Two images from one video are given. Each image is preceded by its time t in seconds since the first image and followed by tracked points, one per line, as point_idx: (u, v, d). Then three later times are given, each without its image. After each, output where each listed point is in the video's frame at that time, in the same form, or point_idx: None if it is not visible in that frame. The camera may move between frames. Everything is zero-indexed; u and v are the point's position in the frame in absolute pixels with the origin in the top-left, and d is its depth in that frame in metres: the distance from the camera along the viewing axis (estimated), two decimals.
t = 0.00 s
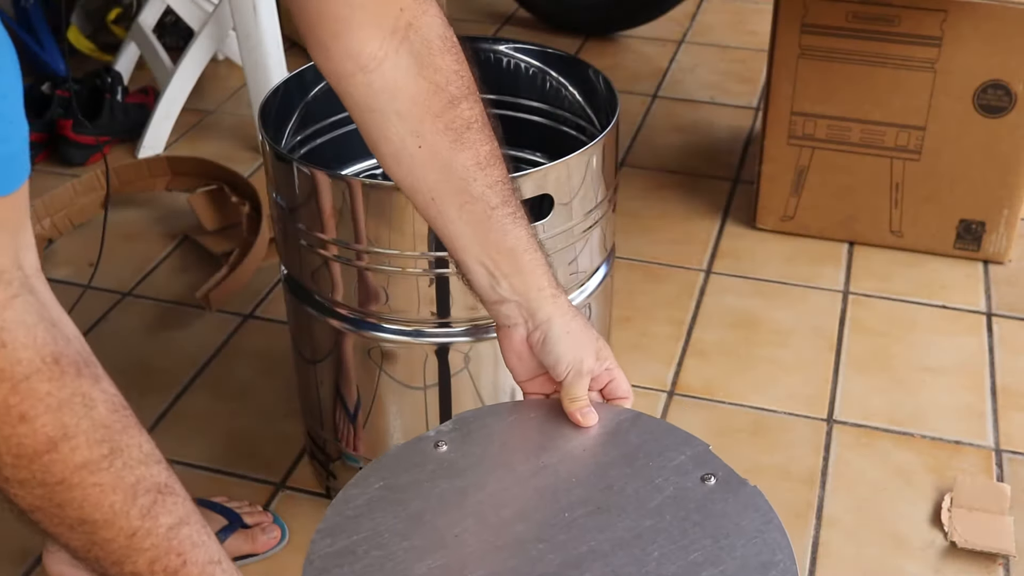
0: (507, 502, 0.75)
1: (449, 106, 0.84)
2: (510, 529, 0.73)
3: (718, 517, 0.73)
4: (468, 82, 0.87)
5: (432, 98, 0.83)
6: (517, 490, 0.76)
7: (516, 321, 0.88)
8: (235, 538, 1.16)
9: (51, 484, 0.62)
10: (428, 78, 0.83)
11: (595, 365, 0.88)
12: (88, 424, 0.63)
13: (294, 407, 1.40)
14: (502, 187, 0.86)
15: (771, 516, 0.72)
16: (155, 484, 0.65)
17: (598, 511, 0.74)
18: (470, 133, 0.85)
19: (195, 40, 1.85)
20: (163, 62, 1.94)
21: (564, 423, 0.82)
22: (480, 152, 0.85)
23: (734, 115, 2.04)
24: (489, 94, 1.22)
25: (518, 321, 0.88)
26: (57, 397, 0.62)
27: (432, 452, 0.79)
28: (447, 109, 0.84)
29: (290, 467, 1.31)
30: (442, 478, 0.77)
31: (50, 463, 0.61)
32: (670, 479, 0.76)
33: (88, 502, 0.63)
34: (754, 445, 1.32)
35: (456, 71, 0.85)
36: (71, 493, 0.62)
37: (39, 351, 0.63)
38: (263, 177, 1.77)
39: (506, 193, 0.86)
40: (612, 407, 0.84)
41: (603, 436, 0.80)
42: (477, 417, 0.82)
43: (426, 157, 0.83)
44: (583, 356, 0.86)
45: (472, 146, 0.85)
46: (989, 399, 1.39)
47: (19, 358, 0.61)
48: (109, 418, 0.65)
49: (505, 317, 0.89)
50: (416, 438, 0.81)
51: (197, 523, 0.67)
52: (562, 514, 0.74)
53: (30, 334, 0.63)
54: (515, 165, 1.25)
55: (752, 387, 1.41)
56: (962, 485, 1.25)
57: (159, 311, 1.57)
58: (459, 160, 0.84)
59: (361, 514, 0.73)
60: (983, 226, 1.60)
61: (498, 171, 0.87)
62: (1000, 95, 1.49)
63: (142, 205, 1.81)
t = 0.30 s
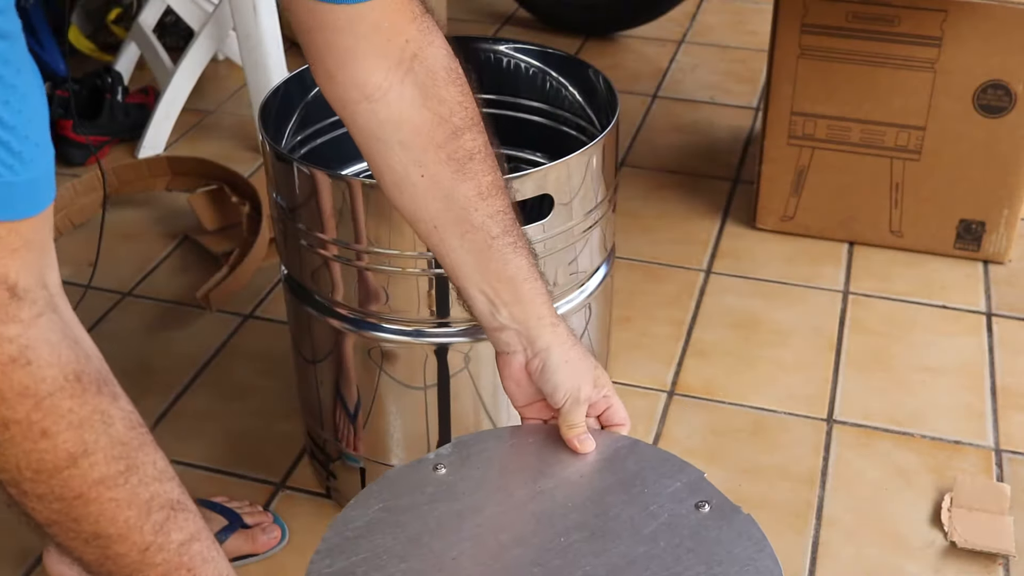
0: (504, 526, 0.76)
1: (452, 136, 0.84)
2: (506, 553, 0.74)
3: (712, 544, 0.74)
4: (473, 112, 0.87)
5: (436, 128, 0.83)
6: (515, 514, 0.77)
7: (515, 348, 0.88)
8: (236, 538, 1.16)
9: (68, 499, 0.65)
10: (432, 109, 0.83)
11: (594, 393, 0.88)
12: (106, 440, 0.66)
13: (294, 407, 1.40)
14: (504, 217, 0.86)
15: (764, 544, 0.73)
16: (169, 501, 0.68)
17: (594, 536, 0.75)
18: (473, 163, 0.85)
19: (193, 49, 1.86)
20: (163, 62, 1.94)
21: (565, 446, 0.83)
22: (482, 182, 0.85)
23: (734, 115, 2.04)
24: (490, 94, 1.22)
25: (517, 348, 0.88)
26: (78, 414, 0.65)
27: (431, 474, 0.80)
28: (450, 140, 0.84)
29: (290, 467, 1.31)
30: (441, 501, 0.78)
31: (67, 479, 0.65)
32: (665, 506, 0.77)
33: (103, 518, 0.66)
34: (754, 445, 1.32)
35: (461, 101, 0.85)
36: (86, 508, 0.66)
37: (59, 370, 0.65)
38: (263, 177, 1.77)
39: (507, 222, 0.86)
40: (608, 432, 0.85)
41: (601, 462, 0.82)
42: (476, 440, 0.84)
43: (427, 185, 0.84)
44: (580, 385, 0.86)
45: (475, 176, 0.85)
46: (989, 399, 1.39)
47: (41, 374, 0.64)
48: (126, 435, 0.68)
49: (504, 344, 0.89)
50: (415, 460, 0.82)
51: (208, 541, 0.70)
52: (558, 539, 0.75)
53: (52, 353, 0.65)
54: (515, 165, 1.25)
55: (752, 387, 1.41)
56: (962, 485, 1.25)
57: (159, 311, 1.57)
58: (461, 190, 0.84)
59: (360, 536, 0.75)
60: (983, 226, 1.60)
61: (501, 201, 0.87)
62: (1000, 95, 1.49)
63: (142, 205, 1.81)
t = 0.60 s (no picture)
0: (512, 532, 0.82)
1: (452, 129, 0.84)
2: (516, 558, 0.80)
3: (721, 551, 0.79)
4: (476, 108, 0.87)
5: (436, 120, 0.84)
6: (524, 522, 0.83)
7: (514, 348, 0.88)
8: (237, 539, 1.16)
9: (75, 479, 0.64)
10: (433, 101, 0.84)
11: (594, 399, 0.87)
12: (117, 419, 0.66)
13: (294, 407, 1.40)
14: (504, 214, 0.86)
15: (773, 553, 0.79)
16: (181, 484, 0.67)
17: (601, 544, 0.81)
18: (474, 157, 0.85)
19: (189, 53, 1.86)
20: (163, 62, 1.94)
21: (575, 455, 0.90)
22: (482, 178, 0.85)
23: (734, 115, 2.04)
24: (490, 94, 1.22)
25: (517, 348, 0.88)
26: (90, 392, 0.65)
27: (441, 482, 0.87)
28: (450, 133, 0.84)
29: (290, 466, 1.31)
30: (451, 508, 0.85)
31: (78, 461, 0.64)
32: (675, 514, 0.83)
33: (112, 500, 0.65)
34: (754, 445, 1.32)
35: (464, 96, 0.86)
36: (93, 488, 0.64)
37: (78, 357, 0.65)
38: (263, 178, 1.77)
39: (507, 219, 0.86)
40: (617, 442, 0.91)
41: (611, 472, 0.88)
42: (486, 450, 0.90)
43: (427, 178, 0.84)
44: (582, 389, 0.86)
45: (475, 171, 0.85)
46: (989, 399, 1.39)
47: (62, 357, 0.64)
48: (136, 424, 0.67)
49: (503, 344, 0.88)
50: (426, 468, 0.89)
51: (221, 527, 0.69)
52: (566, 545, 0.81)
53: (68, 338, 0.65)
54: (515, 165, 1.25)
55: (752, 387, 1.41)
56: (962, 485, 1.25)
57: (159, 311, 1.57)
58: (460, 184, 0.84)
59: (371, 542, 0.81)
60: (983, 226, 1.60)
61: (502, 198, 0.87)
62: (1000, 95, 1.49)
63: (143, 205, 1.81)
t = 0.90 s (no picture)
0: (511, 533, 0.83)
1: (372, 64, 0.87)
2: (515, 559, 0.80)
3: (721, 552, 0.79)
4: (396, 47, 0.91)
5: (359, 51, 0.86)
6: (523, 522, 0.84)
7: (409, 291, 0.91)
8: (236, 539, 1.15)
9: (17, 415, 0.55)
10: (358, 32, 0.86)
11: (488, 346, 0.89)
12: (42, 316, 0.57)
13: (294, 407, 1.40)
14: (413, 153, 0.89)
15: (774, 553, 0.79)
16: (141, 401, 0.58)
17: (602, 543, 0.81)
18: (390, 93, 0.88)
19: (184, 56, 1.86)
20: (163, 62, 1.94)
21: (575, 455, 0.90)
22: (395, 115, 0.88)
23: (734, 115, 2.04)
24: (489, 94, 1.22)
25: (411, 291, 0.92)
26: (9, 291, 0.57)
27: (442, 482, 0.87)
28: (370, 66, 0.87)
29: (290, 466, 1.31)
30: (451, 508, 0.85)
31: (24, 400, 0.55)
32: (675, 515, 0.83)
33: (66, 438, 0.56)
34: (754, 445, 1.32)
35: (386, 34, 0.89)
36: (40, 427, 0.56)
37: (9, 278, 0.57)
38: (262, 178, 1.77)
39: (416, 160, 0.89)
40: (616, 441, 0.91)
41: (611, 472, 0.88)
42: (486, 449, 0.90)
43: (345, 109, 0.86)
44: (473, 335, 0.89)
45: (389, 106, 0.88)
46: (989, 399, 1.39)
47: None
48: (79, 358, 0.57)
49: (401, 286, 0.92)
50: (426, 468, 0.89)
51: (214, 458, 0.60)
52: (566, 545, 0.81)
53: None
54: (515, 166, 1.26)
55: (752, 387, 1.41)
56: (962, 485, 1.25)
57: (159, 311, 1.57)
58: (375, 119, 0.87)
59: (371, 542, 0.81)
60: (983, 226, 1.60)
61: (411, 137, 0.89)
62: (1000, 95, 1.49)
63: (143, 205, 1.81)
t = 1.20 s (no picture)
0: (511, 534, 0.83)
1: None
2: (515, 559, 0.80)
3: (721, 552, 0.79)
4: None
5: None
6: (523, 523, 0.84)
7: (246, 221, 0.91)
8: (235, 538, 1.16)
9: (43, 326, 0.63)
10: None
11: (318, 285, 0.88)
12: (41, 193, 0.62)
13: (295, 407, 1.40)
14: (275, 94, 0.93)
15: (774, 553, 0.79)
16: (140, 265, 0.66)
17: (602, 544, 0.81)
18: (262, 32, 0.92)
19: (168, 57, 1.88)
20: (163, 62, 1.93)
21: (575, 455, 0.90)
22: (265, 53, 0.92)
23: (734, 115, 2.04)
24: (489, 94, 1.22)
25: (247, 220, 0.91)
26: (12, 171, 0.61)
27: (442, 481, 0.87)
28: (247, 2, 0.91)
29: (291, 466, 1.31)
30: (451, 508, 0.85)
31: (47, 304, 0.62)
32: (675, 515, 0.83)
33: (93, 338, 0.64)
34: (754, 445, 1.32)
35: None
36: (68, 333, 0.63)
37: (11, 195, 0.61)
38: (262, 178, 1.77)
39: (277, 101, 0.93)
40: (616, 441, 0.91)
41: (611, 472, 0.88)
42: (486, 449, 0.90)
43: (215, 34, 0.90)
44: (303, 272, 0.88)
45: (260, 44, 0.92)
46: (989, 399, 1.39)
47: None
48: (84, 261, 0.63)
49: (236, 215, 0.91)
50: (426, 467, 0.89)
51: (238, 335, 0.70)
52: (567, 546, 0.81)
53: None
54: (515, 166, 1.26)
55: (753, 387, 1.41)
56: (962, 484, 1.25)
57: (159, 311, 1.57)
58: (244, 52, 0.91)
59: (371, 542, 0.81)
60: (983, 226, 1.60)
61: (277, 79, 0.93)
62: (1000, 95, 1.49)
63: (143, 205, 1.81)
